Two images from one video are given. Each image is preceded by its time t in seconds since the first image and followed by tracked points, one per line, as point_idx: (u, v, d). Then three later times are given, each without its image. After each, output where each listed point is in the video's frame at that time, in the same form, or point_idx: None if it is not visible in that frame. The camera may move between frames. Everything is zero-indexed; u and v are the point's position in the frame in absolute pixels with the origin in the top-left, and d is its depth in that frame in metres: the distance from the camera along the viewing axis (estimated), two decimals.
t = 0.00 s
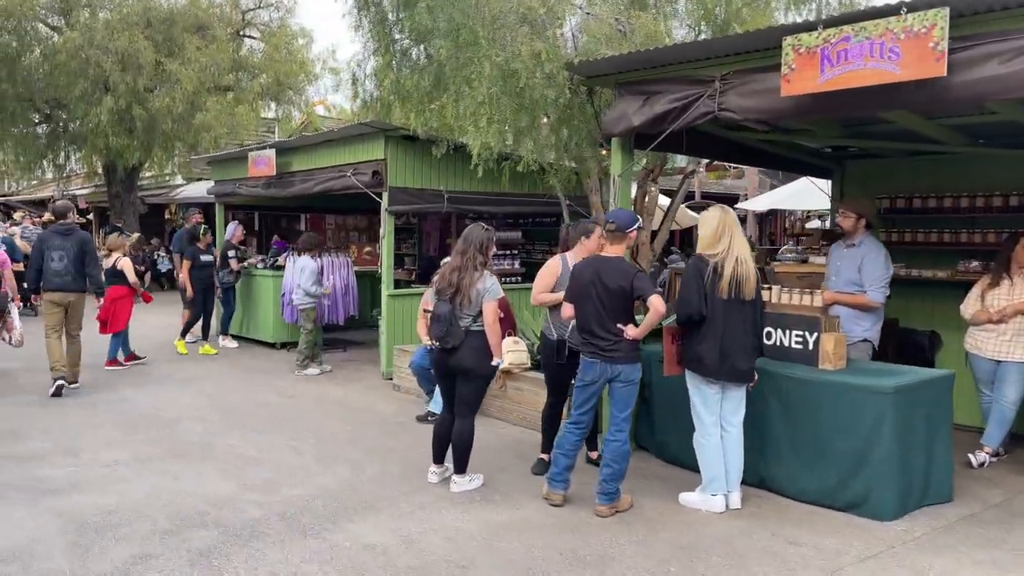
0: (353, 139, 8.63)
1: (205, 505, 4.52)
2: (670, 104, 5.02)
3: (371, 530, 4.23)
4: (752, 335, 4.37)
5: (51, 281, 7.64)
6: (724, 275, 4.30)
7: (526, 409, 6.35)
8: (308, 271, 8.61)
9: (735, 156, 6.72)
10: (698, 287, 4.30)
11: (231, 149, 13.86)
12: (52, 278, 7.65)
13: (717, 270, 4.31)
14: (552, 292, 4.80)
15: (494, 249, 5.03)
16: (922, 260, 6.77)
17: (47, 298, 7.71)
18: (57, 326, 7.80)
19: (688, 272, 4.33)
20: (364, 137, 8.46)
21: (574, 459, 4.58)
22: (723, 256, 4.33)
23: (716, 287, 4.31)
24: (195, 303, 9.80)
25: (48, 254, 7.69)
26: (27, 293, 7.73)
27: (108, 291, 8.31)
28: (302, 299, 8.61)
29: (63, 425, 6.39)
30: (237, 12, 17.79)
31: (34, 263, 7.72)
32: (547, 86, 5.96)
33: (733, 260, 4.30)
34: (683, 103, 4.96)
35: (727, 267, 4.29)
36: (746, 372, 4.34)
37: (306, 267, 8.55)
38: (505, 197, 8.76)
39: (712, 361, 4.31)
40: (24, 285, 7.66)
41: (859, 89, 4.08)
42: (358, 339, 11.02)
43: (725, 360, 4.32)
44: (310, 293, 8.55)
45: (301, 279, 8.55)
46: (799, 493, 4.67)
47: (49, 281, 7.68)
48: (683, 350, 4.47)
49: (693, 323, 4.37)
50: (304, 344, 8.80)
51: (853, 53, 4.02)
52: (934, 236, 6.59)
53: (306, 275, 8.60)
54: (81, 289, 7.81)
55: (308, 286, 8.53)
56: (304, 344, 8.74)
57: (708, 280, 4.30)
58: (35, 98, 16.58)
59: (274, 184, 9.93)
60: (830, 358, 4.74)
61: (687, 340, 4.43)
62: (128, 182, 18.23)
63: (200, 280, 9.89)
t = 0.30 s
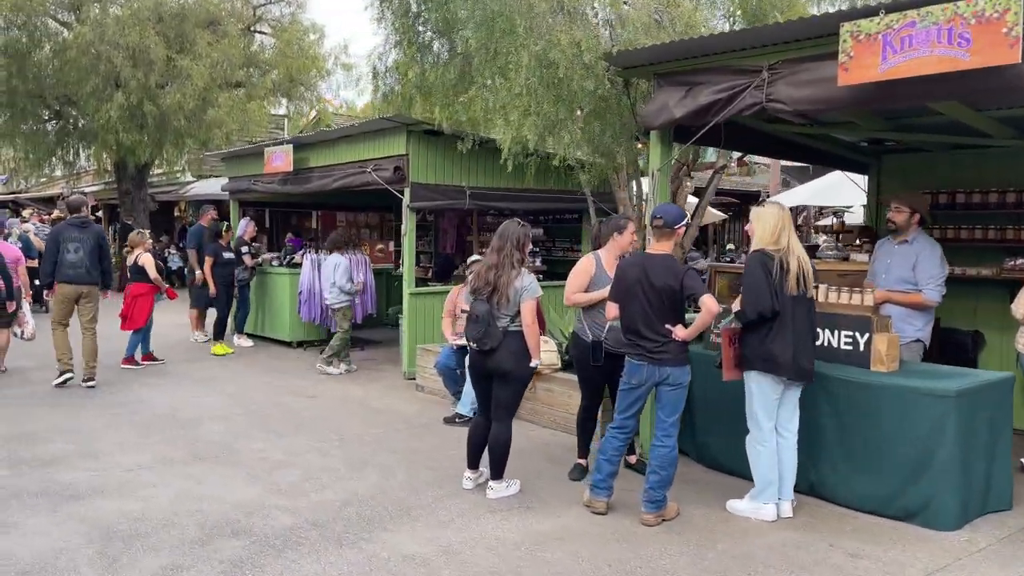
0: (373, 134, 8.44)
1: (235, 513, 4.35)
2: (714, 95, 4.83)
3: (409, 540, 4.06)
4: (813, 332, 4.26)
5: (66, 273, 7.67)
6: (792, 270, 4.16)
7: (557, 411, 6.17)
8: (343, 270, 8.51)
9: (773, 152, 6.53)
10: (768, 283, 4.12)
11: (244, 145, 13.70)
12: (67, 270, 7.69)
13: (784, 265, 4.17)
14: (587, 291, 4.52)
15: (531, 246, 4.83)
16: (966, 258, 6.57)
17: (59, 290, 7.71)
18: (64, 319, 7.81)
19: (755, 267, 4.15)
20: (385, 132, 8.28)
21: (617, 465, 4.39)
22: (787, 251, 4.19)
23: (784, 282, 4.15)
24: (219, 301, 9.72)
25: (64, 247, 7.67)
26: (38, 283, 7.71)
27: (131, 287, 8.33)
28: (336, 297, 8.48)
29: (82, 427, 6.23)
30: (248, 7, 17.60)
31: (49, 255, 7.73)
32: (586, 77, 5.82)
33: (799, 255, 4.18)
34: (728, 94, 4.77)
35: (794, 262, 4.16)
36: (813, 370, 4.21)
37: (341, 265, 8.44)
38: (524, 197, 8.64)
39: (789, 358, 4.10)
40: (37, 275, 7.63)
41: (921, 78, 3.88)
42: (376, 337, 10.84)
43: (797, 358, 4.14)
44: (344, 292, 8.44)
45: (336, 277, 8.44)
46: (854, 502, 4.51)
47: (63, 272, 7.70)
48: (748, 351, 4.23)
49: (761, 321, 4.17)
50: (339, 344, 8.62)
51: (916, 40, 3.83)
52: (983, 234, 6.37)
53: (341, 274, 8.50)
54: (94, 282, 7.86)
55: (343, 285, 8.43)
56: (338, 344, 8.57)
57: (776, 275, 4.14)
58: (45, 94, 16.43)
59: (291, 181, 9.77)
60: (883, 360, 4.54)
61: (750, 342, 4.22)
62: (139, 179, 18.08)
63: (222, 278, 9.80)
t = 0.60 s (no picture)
0: (394, 129, 8.26)
1: (268, 521, 4.19)
2: (761, 87, 4.63)
3: (452, 551, 3.89)
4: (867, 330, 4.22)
5: (71, 275, 7.60)
6: (853, 267, 4.10)
7: (589, 414, 6.00)
8: (375, 265, 8.41)
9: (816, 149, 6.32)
10: (837, 281, 4.00)
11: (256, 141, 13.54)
12: (72, 272, 7.63)
13: (847, 262, 4.08)
14: (636, 290, 4.37)
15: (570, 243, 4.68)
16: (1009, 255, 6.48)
17: (66, 292, 7.65)
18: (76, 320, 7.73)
19: (820, 265, 4.03)
20: (406, 127, 8.11)
21: (665, 473, 4.20)
22: (845, 248, 4.12)
23: (847, 279, 4.06)
24: (241, 300, 9.60)
25: (70, 249, 7.61)
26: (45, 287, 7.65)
27: (152, 284, 8.29)
28: (367, 294, 8.38)
29: (102, 429, 6.07)
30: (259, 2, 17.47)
31: (54, 258, 7.58)
32: (627, 67, 5.61)
33: (858, 251, 4.12)
34: (778, 85, 4.57)
35: (855, 258, 4.10)
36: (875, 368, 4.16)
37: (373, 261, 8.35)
38: (548, 193, 8.49)
39: (863, 358, 4.01)
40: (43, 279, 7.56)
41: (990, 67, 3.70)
42: (393, 337, 10.68)
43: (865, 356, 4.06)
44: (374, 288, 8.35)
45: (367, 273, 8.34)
46: (909, 510, 4.33)
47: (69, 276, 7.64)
48: (815, 352, 4.07)
49: (830, 321, 4.03)
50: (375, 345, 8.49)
51: (985, 26, 3.65)
52: None
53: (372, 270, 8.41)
54: (100, 284, 7.75)
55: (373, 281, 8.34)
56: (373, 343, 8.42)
57: (841, 272, 4.04)
58: (55, 90, 16.27)
59: (308, 177, 9.62)
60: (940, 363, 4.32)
61: (817, 343, 4.07)
62: (148, 176, 17.93)
63: (243, 276, 9.61)
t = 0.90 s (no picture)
0: (413, 125, 8.07)
1: (295, 532, 4.01)
2: (810, 77, 4.42)
3: (490, 564, 3.71)
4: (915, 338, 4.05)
5: (76, 269, 7.54)
6: (905, 272, 3.91)
7: (620, 418, 5.80)
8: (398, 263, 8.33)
9: (857, 143, 6.10)
10: (890, 286, 3.80)
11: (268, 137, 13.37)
12: (77, 266, 7.55)
13: (900, 266, 3.89)
14: (685, 292, 4.20)
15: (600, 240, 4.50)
16: None
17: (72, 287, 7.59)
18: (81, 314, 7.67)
19: (872, 268, 3.82)
20: (425, 122, 7.91)
21: (711, 482, 4.01)
22: (898, 250, 3.91)
23: (900, 283, 3.87)
24: (263, 299, 9.41)
25: (74, 244, 7.53)
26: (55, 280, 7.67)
27: (166, 282, 8.09)
28: (391, 292, 8.28)
29: (118, 431, 5.90)
30: None
31: (58, 252, 7.57)
32: (668, 57, 5.41)
33: (911, 254, 3.93)
34: (827, 75, 4.36)
35: (908, 262, 3.91)
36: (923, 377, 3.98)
37: (398, 258, 8.26)
38: (570, 189, 8.33)
39: (914, 368, 3.83)
40: (52, 274, 7.58)
41: None
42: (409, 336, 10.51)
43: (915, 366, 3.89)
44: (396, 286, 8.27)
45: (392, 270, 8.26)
46: (967, 521, 4.11)
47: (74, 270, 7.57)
48: (865, 362, 3.88)
49: (881, 330, 3.84)
50: (394, 346, 8.35)
51: None
52: None
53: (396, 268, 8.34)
54: (104, 277, 7.66)
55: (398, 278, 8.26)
56: (395, 344, 8.29)
57: (894, 276, 3.84)
58: (65, 87, 16.13)
59: (323, 173, 9.44)
60: (998, 369, 4.07)
61: (868, 352, 3.88)
62: (159, 173, 17.80)
63: (264, 275, 9.44)
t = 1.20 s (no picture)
0: (435, 118, 7.83)
1: (324, 544, 3.78)
2: (868, 61, 4.14)
3: None
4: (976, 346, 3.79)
5: (94, 269, 7.34)
6: (968, 274, 3.65)
7: (657, 422, 5.56)
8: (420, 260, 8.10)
9: (906, 135, 5.84)
10: (954, 289, 3.55)
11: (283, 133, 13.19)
12: (95, 266, 7.36)
13: (964, 268, 3.63)
14: (744, 291, 4.05)
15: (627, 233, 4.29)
16: None
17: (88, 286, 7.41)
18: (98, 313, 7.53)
19: (935, 270, 3.57)
20: (447, 115, 7.68)
21: (765, 493, 3.78)
22: (960, 251, 3.66)
23: (964, 286, 3.61)
24: (282, 297, 9.21)
25: (91, 244, 7.33)
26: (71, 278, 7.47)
27: (182, 279, 7.90)
28: (411, 290, 8.05)
29: (135, 434, 5.70)
30: None
31: (75, 252, 7.36)
32: (714, 42, 5.29)
33: (974, 255, 3.68)
34: (887, 59, 4.08)
35: (972, 264, 3.65)
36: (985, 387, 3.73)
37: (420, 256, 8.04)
38: (596, 183, 8.11)
39: (979, 379, 3.58)
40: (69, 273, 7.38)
41: None
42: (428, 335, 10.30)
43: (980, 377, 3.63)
44: (417, 284, 8.04)
45: (413, 266, 8.03)
46: None
47: (91, 269, 7.37)
48: (927, 373, 3.62)
49: (944, 337, 3.58)
50: (415, 345, 8.14)
51: None
52: None
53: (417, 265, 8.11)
54: (122, 278, 7.50)
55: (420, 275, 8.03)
56: (417, 343, 8.08)
57: (958, 278, 3.59)
58: (79, 82, 15.99)
59: (342, 168, 9.22)
60: None
61: (930, 361, 3.62)
62: (172, 169, 17.66)
63: (283, 273, 9.24)
